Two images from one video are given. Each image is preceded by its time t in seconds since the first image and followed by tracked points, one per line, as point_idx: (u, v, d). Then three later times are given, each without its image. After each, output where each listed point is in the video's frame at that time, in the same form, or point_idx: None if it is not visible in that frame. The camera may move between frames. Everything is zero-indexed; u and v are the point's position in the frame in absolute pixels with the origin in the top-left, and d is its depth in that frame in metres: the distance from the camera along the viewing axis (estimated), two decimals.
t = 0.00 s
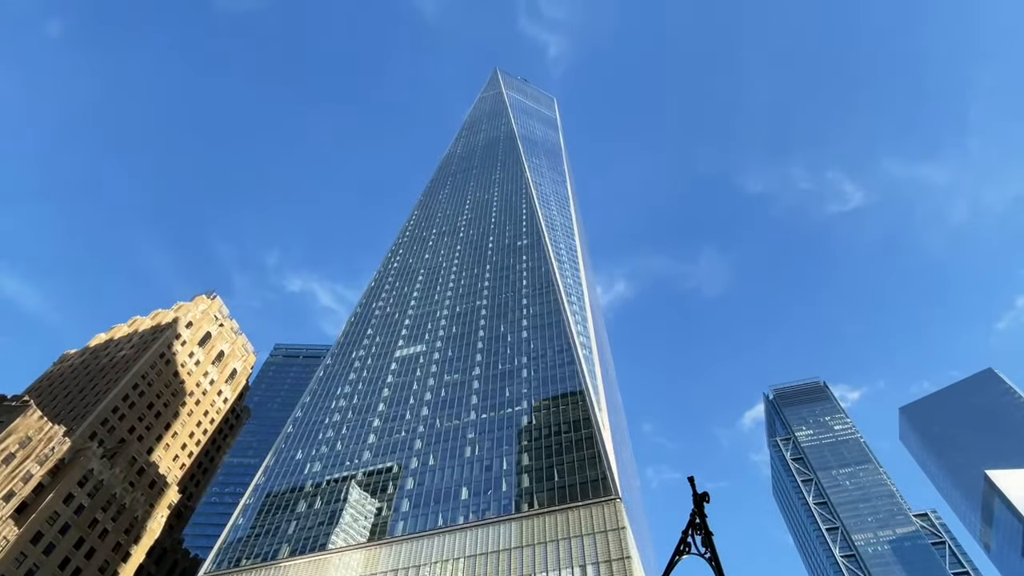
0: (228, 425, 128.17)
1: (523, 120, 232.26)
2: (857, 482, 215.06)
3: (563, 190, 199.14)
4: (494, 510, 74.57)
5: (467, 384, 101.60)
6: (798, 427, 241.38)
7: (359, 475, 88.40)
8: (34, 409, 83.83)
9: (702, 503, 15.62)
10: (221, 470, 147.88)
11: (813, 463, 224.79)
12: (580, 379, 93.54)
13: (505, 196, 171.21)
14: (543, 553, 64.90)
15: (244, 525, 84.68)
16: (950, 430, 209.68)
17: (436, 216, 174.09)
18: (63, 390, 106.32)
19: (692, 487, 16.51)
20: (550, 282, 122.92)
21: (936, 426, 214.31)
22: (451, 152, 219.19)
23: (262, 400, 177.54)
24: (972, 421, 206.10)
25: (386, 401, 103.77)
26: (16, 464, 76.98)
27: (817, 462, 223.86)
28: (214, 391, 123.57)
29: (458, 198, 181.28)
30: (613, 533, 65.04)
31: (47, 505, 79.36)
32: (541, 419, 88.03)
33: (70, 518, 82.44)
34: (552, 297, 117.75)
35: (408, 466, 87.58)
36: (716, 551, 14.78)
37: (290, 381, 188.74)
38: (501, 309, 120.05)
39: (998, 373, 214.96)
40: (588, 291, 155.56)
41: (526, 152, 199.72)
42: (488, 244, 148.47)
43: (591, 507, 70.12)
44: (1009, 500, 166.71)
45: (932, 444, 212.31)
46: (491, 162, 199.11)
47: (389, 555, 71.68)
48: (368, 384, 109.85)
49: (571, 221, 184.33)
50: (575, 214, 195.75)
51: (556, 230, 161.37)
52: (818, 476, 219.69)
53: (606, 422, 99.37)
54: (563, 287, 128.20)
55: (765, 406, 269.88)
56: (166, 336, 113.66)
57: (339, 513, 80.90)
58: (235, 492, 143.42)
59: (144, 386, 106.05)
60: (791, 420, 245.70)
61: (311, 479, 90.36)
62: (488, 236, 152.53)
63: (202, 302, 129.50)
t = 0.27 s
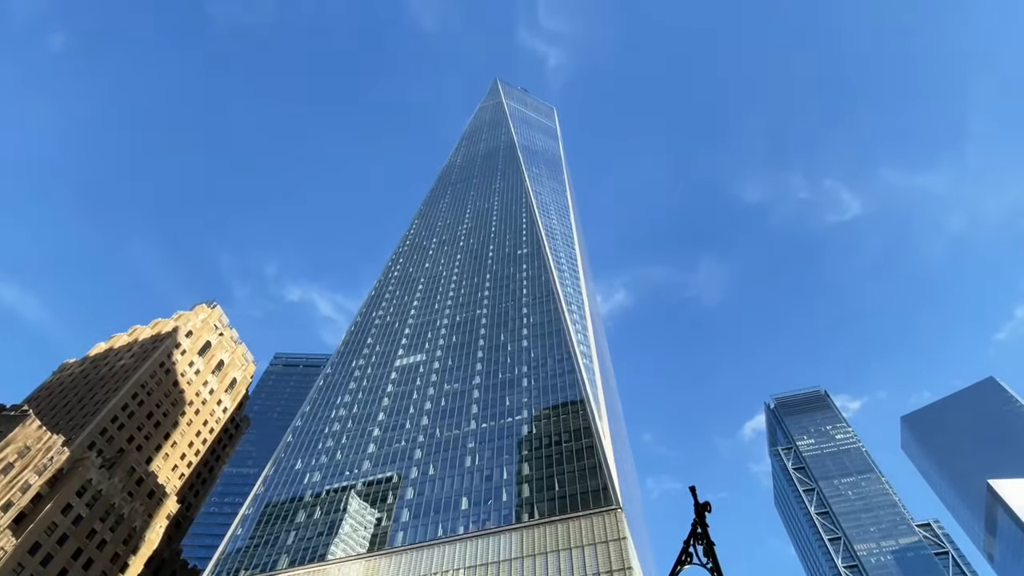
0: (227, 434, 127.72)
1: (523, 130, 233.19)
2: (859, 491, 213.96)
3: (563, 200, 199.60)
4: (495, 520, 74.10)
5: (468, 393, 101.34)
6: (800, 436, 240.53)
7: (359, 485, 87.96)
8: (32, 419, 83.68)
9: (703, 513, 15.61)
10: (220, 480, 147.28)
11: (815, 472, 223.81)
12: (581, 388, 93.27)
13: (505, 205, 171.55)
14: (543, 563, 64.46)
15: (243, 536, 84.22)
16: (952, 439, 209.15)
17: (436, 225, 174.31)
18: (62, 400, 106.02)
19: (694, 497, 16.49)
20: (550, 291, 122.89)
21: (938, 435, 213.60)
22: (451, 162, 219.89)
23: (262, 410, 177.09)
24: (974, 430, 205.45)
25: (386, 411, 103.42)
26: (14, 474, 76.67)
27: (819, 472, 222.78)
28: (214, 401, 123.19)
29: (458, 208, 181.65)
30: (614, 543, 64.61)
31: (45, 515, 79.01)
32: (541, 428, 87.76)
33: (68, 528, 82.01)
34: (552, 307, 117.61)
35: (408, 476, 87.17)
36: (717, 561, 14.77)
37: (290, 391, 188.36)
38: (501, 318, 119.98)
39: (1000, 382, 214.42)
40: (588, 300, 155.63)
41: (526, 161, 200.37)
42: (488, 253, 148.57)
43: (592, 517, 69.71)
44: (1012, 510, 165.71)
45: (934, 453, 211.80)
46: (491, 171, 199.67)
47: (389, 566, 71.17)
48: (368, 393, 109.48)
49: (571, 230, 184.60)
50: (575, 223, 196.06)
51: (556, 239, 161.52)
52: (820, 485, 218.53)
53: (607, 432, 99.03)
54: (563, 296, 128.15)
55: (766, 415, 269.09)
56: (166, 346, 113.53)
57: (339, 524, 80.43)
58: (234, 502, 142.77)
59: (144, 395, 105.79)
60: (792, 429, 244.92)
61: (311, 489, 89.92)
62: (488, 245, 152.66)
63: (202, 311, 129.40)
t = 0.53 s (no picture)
0: (227, 439, 127.47)
1: (522, 135, 233.47)
2: (860, 496, 213.42)
3: (563, 204, 199.81)
4: (495, 525, 73.87)
5: (468, 398, 101.19)
6: (800, 441, 240.14)
7: (358, 490, 87.75)
8: (32, 424, 83.58)
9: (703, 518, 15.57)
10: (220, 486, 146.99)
11: (816, 477, 223.18)
12: (581, 393, 93.08)
13: (505, 210, 171.68)
14: (543, 569, 64.16)
15: (242, 541, 83.98)
16: (954, 444, 208.45)
17: (436, 230, 174.37)
18: (62, 404, 105.89)
19: (695, 502, 16.42)
20: (550, 296, 122.84)
21: (938, 440, 213.24)
22: (451, 167, 220.22)
23: (261, 415, 176.87)
24: (974, 435, 205.06)
25: (386, 415, 103.25)
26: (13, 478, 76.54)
27: (820, 477, 222.25)
28: (213, 406, 122.97)
29: (458, 213, 181.75)
30: (615, 549, 64.42)
31: (44, 520, 78.78)
32: (541, 433, 87.59)
33: (67, 533, 81.74)
34: (552, 311, 117.48)
35: (408, 481, 86.92)
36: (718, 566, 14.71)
37: (290, 396, 188.19)
38: (501, 323, 119.92)
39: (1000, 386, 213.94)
40: (588, 304, 155.61)
41: (526, 166, 200.66)
42: (488, 258, 148.60)
43: (591, 522, 69.50)
44: (1013, 514, 165.17)
45: (936, 458, 211.10)
46: (491, 176, 199.93)
47: (388, 571, 70.92)
48: (368, 398, 109.34)
49: (571, 234, 184.69)
50: (575, 227, 196.21)
51: (556, 243, 161.55)
52: (821, 490, 217.96)
53: (607, 437, 98.83)
54: (563, 301, 128.09)
55: (767, 420, 268.54)
56: (166, 350, 113.42)
57: (338, 529, 80.18)
58: (233, 507, 142.45)
59: (143, 400, 105.65)
60: (793, 433, 244.59)
61: (310, 494, 89.70)
62: (488, 250, 152.68)
63: (202, 315, 129.26)
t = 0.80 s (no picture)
0: (227, 441, 127.36)
1: (522, 136, 233.59)
2: (861, 498, 213.20)
3: (564, 206, 199.88)
4: (495, 527, 73.79)
5: (468, 399, 101.13)
6: (801, 442, 240.04)
7: (359, 491, 87.72)
8: (31, 426, 83.54)
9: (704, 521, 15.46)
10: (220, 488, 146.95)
11: (816, 479, 222.94)
12: (581, 395, 92.99)
13: (505, 212, 171.73)
14: (543, 571, 64.03)
15: (242, 543, 83.92)
16: (954, 446, 208.28)
17: (436, 231, 174.47)
18: (62, 406, 105.91)
19: (695, 504, 16.39)
20: (550, 297, 122.77)
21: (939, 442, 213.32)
22: (451, 169, 220.30)
23: (261, 417, 176.85)
24: (975, 438, 204.96)
25: (386, 417, 103.19)
26: (13, 480, 76.56)
27: (820, 479, 222.13)
28: (214, 407, 122.95)
29: (459, 214, 181.81)
30: (615, 550, 64.40)
31: (44, 521, 78.72)
32: (541, 435, 87.56)
33: (67, 535, 81.61)
34: (553, 313, 117.49)
35: (408, 483, 86.83)
36: (719, 570, 14.60)
37: (290, 397, 188.10)
38: (501, 325, 119.94)
39: (1001, 388, 213.77)
40: (588, 306, 155.62)
41: (526, 168, 200.77)
42: (488, 259, 148.63)
43: (592, 524, 69.39)
44: (1014, 516, 164.99)
45: (936, 460, 210.87)
46: (491, 178, 199.99)
47: (388, 573, 70.86)
48: (368, 400, 109.32)
49: (571, 236, 184.73)
50: (575, 229, 196.24)
51: (556, 245, 161.55)
52: (822, 493, 217.77)
53: (608, 439, 98.81)
54: (564, 303, 128.03)
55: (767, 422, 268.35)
56: (166, 352, 113.44)
57: (338, 531, 80.07)
58: (233, 509, 142.35)
59: (144, 402, 105.68)
60: (794, 435, 244.52)
61: (310, 496, 89.66)
62: (488, 251, 152.78)
63: (202, 317, 129.24)
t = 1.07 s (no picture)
0: (227, 441, 127.34)
1: (522, 136, 233.56)
2: (861, 499, 213.10)
3: (564, 206, 199.88)
4: (495, 527, 73.80)
5: (468, 400, 101.12)
6: (800, 442, 240.06)
7: (359, 491, 87.73)
8: (31, 426, 83.54)
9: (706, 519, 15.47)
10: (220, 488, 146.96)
11: (817, 479, 222.87)
12: (581, 395, 92.97)
13: (505, 212, 171.76)
14: (543, 571, 64.03)
15: (242, 543, 83.93)
16: (955, 447, 208.26)
17: (436, 231, 174.48)
18: (62, 406, 105.93)
19: (695, 502, 16.40)
20: (550, 297, 122.76)
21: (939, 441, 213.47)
22: (451, 169, 220.34)
23: (261, 417, 176.86)
24: (975, 438, 204.92)
25: (386, 417, 103.21)
26: (13, 481, 76.59)
27: (820, 479, 222.13)
28: (213, 408, 122.93)
29: (459, 214, 181.86)
30: (615, 551, 64.40)
31: (44, 521, 78.73)
32: (542, 435, 87.58)
33: (67, 535, 81.62)
34: (553, 313, 117.51)
35: (408, 483, 86.83)
36: (719, 568, 14.59)
37: (290, 398, 188.18)
38: (501, 325, 120.02)
39: (1001, 388, 213.67)
40: (588, 306, 155.65)
41: (526, 168, 200.81)
42: (488, 260, 148.64)
43: (593, 525, 69.35)
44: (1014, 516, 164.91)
45: (937, 460, 210.70)
46: (491, 178, 200.04)
47: (387, 573, 70.88)
48: (368, 400, 109.33)
49: (571, 236, 184.72)
50: (575, 229, 196.26)
51: (556, 245, 161.52)
52: (822, 493, 217.76)
53: (608, 439, 98.81)
54: (564, 303, 128.01)
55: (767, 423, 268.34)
56: (166, 352, 113.45)
57: (338, 531, 80.07)
58: (233, 509, 142.34)
59: (143, 402, 105.72)
60: (794, 435, 244.54)
61: (310, 496, 89.69)
62: (488, 251, 152.81)
63: (202, 317, 129.27)
